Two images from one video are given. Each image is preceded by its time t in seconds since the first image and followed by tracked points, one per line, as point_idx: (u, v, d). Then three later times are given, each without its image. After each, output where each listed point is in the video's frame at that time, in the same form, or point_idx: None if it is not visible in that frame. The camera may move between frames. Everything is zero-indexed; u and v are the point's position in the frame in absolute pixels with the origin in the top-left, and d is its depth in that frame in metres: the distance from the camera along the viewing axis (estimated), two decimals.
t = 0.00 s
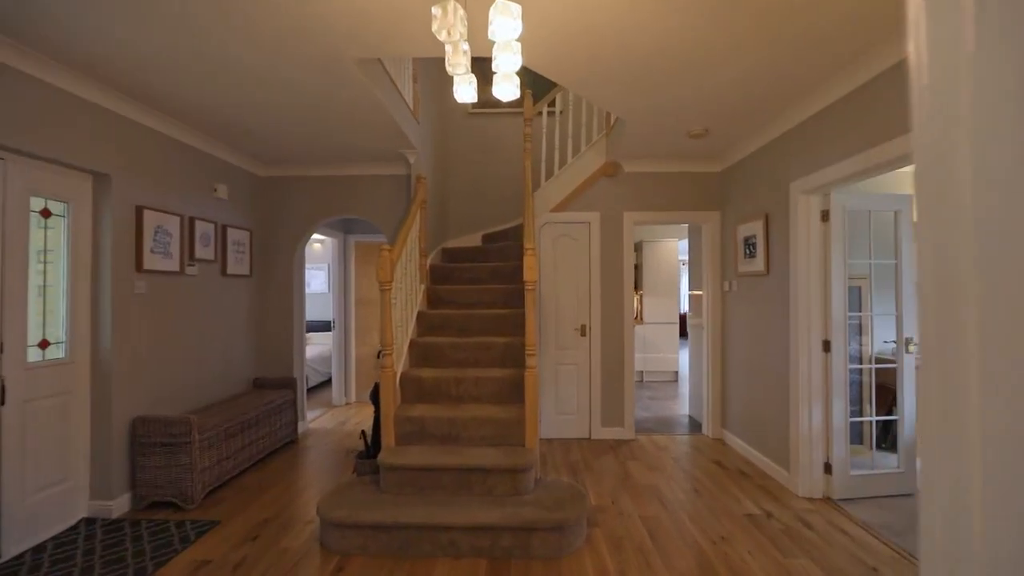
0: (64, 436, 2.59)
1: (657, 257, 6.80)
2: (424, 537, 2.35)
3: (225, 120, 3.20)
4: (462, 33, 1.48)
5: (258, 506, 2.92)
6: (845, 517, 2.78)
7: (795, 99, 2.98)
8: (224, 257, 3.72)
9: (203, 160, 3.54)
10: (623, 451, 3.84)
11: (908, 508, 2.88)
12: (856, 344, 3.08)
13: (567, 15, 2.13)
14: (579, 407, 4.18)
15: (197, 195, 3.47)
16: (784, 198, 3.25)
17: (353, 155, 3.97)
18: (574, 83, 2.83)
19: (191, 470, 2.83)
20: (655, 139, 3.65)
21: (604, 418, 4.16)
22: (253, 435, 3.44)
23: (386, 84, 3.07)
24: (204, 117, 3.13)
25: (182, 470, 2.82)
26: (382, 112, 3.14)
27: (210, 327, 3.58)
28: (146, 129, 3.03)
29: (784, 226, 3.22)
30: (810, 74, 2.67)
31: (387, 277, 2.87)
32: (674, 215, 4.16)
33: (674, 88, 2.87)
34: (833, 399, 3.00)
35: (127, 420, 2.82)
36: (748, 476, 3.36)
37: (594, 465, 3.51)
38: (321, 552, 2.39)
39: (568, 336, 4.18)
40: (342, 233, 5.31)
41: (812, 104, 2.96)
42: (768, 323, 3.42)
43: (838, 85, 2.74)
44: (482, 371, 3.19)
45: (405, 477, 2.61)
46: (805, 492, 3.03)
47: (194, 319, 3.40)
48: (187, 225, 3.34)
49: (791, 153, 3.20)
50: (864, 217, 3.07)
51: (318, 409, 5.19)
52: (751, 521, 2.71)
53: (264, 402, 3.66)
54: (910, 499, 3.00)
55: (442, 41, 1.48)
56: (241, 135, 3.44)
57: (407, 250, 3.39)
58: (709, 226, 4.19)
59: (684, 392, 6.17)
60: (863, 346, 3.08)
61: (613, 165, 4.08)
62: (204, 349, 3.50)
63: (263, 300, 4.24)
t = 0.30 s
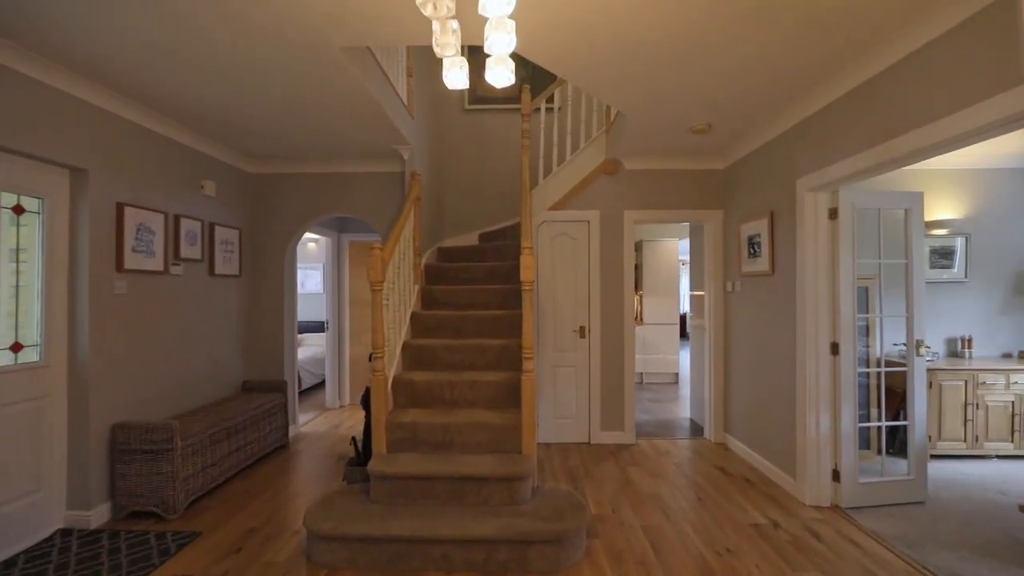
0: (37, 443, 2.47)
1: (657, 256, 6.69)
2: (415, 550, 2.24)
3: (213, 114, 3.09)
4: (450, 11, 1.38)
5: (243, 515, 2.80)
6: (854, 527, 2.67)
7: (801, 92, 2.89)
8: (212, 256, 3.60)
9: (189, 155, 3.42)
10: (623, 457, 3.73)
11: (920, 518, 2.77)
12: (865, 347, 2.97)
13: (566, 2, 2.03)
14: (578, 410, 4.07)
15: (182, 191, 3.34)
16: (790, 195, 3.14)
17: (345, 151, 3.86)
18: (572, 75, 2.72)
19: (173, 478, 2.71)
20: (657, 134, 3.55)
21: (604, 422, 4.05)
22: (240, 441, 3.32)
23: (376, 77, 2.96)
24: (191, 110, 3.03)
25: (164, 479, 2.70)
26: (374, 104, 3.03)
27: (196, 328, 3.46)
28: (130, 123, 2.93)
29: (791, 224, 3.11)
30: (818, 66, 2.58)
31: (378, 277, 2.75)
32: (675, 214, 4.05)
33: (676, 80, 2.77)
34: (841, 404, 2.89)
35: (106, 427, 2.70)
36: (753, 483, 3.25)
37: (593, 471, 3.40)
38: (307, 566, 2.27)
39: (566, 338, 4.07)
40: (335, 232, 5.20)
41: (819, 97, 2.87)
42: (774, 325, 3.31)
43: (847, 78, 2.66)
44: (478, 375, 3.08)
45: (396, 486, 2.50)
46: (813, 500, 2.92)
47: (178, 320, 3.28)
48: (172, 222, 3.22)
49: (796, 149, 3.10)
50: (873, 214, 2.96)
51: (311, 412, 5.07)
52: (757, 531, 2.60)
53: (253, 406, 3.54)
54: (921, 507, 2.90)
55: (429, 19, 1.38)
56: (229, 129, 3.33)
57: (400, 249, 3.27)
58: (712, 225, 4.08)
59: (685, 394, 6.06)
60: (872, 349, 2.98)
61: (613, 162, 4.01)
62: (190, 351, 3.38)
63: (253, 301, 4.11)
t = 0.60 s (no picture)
0: (12, 450, 2.36)
1: (658, 256, 6.59)
2: (406, 563, 2.13)
3: (200, 108, 2.99)
4: None
5: (230, 524, 2.70)
6: (865, 537, 2.57)
7: (810, 86, 2.78)
8: (200, 255, 3.50)
9: (177, 151, 3.32)
10: (624, 462, 3.63)
11: (933, 527, 2.67)
12: (875, 350, 2.88)
13: None
14: (578, 414, 3.96)
15: (169, 188, 3.24)
16: (797, 192, 3.04)
17: (340, 148, 3.76)
18: (572, 66, 2.62)
19: (156, 486, 2.60)
20: (659, 130, 3.45)
21: (605, 427, 3.95)
22: (229, 446, 3.21)
23: (370, 69, 2.86)
24: (178, 104, 2.92)
25: (146, 487, 2.59)
26: (368, 98, 2.92)
27: (184, 330, 3.36)
28: (113, 116, 2.82)
29: (798, 223, 3.01)
30: (829, 57, 2.48)
31: (370, 277, 2.64)
32: (677, 212, 3.95)
33: (680, 72, 2.67)
34: (850, 409, 2.79)
35: (85, 432, 2.59)
36: (759, 490, 3.15)
37: (593, 478, 3.30)
38: None
39: (566, 340, 3.97)
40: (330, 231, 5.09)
41: (828, 91, 2.77)
42: (780, 327, 3.21)
43: (857, 72, 2.55)
44: (475, 378, 2.97)
45: (388, 495, 2.40)
46: (821, 509, 2.82)
47: (164, 322, 3.17)
48: (158, 220, 3.12)
49: (804, 145, 3.00)
50: (884, 212, 2.86)
51: (304, 415, 4.96)
52: (764, 542, 2.50)
53: (243, 410, 3.44)
54: (933, 516, 2.80)
55: None
56: (218, 124, 3.22)
57: (394, 248, 3.17)
58: (715, 224, 3.97)
59: (686, 397, 5.96)
60: (883, 352, 2.87)
61: (614, 159, 3.90)
62: (177, 353, 3.28)
63: (244, 301, 4.01)
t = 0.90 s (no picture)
0: None
1: (660, 256, 6.52)
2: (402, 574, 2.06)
3: (189, 105, 2.90)
4: None
5: (221, 531, 2.62)
6: (875, 545, 2.50)
7: (815, 82, 2.70)
8: (193, 255, 3.42)
9: (169, 149, 3.24)
10: (627, 466, 3.56)
11: (944, 534, 2.60)
12: (885, 351, 2.80)
13: None
14: (579, 417, 3.89)
15: (161, 186, 3.16)
16: (803, 191, 2.97)
17: (336, 145, 3.68)
18: (573, 61, 2.54)
19: (144, 493, 2.52)
20: (662, 127, 3.37)
21: (607, 430, 3.87)
22: (222, 451, 3.13)
23: (365, 64, 2.78)
24: (166, 100, 2.84)
25: (134, 493, 2.51)
26: (363, 94, 2.84)
27: (175, 331, 3.28)
28: (101, 113, 2.74)
29: (805, 222, 2.94)
30: (837, 52, 2.39)
31: (365, 277, 2.57)
32: (680, 211, 3.88)
33: (684, 68, 2.59)
34: (860, 412, 2.71)
35: (72, 438, 2.52)
36: (765, 495, 3.08)
37: (595, 483, 3.22)
38: None
39: (566, 341, 3.89)
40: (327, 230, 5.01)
41: (834, 87, 2.68)
42: (787, 328, 3.13)
43: (865, 67, 2.47)
44: (474, 380, 2.90)
45: (383, 503, 2.32)
46: (830, 515, 2.75)
47: (155, 323, 3.10)
48: (148, 219, 3.04)
49: (810, 142, 2.92)
50: (894, 211, 2.79)
51: (301, 417, 4.88)
52: (771, 550, 2.43)
53: (236, 413, 3.36)
54: (945, 522, 2.72)
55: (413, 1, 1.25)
56: (210, 122, 3.14)
57: (391, 247, 3.09)
58: (719, 223, 3.90)
59: (689, 398, 5.88)
60: (894, 353, 2.80)
61: (616, 157, 3.82)
62: (167, 356, 3.20)
63: (239, 302, 3.93)
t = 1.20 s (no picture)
0: None
1: (661, 255, 6.46)
2: None
3: (183, 101, 2.84)
4: None
5: (215, 537, 2.56)
6: (885, 550, 2.44)
7: (822, 78, 2.64)
8: (187, 254, 3.36)
9: (163, 147, 3.18)
10: (629, 468, 3.50)
11: (955, 538, 2.55)
12: (893, 352, 2.74)
13: None
14: (580, 419, 3.83)
15: (154, 184, 3.10)
16: (810, 188, 2.91)
17: (333, 143, 3.62)
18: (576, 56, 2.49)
19: (136, 498, 2.46)
20: (665, 124, 3.31)
21: (609, 432, 3.81)
22: (217, 453, 3.07)
23: (364, 60, 2.72)
24: (160, 97, 2.77)
25: (126, 499, 2.45)
26: (361, 90, 2.78)
27: (170, 332, 3.22)
28: (93, 109, 2.68)
29: (812, 220, 2.88)
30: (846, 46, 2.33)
31: (363, 276, 2.51)
32: (683, 210, 3.82)
33: (689, 63, 2.53)
34: (868, 414, 2.65)
35: (62, 442, 2.45)
36: (771, 499, 3.02)
37: (598, 486, 3.17)
38: None
39: (568, 342, 3.83)
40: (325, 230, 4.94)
41: (842, 83, 2.63)
42: (793, 329, 3.07)
43: (873, 61, 2.41)
44: (474, 382, 2.84)
45: (382, 508, 2.26)
46: (838, 520, 2.69)
47: (149, 324, 3.04)
48: (141, 217, 2.98)
49: (816, 139, 2.86)
50: (903, 208, 2.73)
51: (298, 419, 4.82)
52: (779, 555, 2.37)
53: (231, 415, 3.30)
54: (955, 527, 2.67)
55: None
56: (205, 118, 3.08)
57: (389, 246, 3.03)
58: (723, 222, 3.84)
59: (690, 399, 5.83)
60: (903, 354, 2.74)
61: (618, 154, 3.76)
62: (161, 357, 3.14)
63: (235, 302, 3.87)
